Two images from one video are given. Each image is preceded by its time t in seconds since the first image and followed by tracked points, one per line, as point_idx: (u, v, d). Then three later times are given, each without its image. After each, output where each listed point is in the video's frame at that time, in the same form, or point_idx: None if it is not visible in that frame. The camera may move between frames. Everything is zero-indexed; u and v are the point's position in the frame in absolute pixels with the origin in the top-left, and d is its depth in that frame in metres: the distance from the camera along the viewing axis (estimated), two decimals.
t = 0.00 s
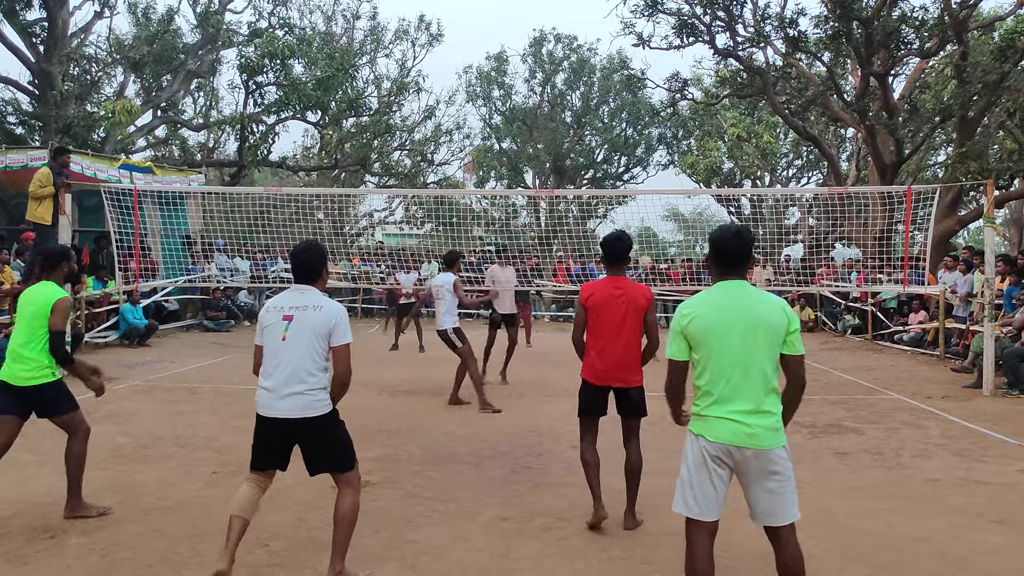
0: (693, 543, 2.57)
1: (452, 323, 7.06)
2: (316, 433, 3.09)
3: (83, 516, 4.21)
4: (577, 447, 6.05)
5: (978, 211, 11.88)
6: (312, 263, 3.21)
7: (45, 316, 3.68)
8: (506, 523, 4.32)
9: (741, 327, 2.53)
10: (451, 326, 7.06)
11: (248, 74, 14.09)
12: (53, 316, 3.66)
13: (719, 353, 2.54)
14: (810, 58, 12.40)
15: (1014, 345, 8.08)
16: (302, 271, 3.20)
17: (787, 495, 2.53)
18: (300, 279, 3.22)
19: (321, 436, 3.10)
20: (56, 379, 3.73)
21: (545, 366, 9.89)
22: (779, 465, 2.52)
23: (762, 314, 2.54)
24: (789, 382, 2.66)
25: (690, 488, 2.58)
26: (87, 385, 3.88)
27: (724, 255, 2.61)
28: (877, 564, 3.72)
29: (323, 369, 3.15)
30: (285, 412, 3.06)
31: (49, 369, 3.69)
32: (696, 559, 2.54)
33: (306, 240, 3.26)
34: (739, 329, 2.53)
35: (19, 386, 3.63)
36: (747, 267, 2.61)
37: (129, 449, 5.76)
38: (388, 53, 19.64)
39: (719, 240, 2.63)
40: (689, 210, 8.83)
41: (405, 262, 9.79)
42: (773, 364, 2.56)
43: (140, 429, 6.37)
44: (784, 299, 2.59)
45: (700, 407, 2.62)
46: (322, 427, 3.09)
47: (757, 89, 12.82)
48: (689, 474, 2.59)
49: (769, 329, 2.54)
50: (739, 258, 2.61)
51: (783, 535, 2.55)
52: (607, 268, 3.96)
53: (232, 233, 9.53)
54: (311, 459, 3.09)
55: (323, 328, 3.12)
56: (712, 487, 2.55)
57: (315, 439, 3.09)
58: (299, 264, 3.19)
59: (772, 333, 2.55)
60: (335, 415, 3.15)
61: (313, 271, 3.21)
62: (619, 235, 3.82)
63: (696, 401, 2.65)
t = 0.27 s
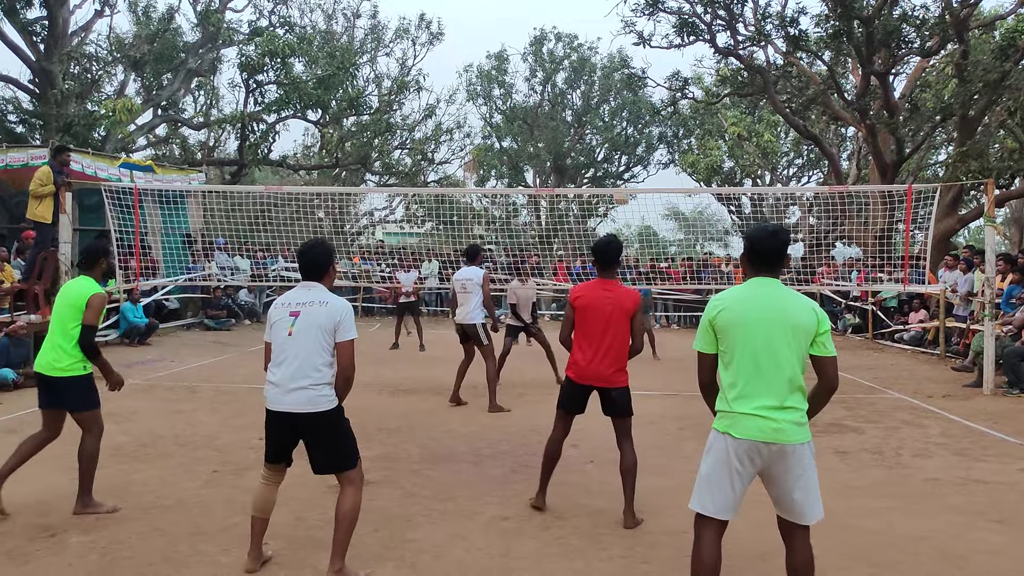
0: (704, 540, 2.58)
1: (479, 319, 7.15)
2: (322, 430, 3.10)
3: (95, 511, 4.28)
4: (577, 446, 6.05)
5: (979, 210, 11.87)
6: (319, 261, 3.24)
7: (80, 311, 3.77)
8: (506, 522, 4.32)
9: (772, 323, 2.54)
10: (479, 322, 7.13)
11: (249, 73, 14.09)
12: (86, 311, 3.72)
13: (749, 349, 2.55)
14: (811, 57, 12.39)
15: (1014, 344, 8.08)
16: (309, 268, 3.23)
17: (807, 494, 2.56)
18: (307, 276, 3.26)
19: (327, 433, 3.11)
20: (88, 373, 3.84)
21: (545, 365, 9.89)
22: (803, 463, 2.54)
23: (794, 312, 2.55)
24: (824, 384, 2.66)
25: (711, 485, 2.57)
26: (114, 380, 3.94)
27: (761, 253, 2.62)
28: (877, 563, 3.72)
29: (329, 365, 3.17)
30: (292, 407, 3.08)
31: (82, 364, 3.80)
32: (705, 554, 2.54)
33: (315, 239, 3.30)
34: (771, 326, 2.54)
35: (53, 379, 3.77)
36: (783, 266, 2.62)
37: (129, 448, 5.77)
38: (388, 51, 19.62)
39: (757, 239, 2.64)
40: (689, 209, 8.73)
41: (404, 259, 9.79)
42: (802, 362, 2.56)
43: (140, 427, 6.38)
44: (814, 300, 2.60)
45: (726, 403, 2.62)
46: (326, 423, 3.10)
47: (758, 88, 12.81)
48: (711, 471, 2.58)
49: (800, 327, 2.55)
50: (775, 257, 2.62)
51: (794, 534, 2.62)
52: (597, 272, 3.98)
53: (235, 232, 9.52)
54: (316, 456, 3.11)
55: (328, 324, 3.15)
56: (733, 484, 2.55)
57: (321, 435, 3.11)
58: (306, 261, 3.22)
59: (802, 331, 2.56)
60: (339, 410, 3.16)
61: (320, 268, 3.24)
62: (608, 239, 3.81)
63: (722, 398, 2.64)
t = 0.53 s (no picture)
0: (714, 543, 2.58)
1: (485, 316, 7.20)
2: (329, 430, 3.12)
3: (96, 510, 4.28)
4: (577, 445, 6.06)
5: (980, 210, 11.86)
6: (322, 264, 3.23)
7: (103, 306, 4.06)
8: (506, 522, 4.32)
9: (782, 324, 2.54)
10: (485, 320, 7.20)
11: (249, 72, 14.08)
12: (113, 304, 4.05)
13: (759, 350, 2.54)
14: (812, 56, 12.38)
15: (1014, 344, 8.08)
16: (313, 271, 3.22)
17: (814, 493, 2.59)
18: (311, 279, 3.25)
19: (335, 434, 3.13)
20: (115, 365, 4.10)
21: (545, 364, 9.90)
22: (810, 463, 2.57)
23: (803, 313, 2.56)
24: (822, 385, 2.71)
25: (722, 488, 2.57)
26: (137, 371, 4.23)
27: (771, 254, 2.61)
28: (877, 563, 3.71)
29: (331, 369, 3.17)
30: (294, 410, 3.10)
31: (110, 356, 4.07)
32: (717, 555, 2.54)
33: (321, 241, 3.28)
34: (781, 327, 2.54)
35: (82, 372, 4.00)
36: (792, 267, 2.62)
37: (130, 447, 5.77)
38: (389, 50, 19.61)
39: (767, 239, 2.64)
40: (689, 208, 8.72)
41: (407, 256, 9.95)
42: (809, 363, 2.58)
43: (141, 426, 6.38)
44: (818, 300, 2.62)
45: (734, 404, 2.61)
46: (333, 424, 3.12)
47: (758, 87, 12.80)
48: (722, 473, 2.57)
49: (808, 328, 2.56)
50: (784, 257, 2.61)
51: (796, 533, 2.64)
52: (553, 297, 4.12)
53: (235, 231, 9.42)
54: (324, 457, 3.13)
55: (329, 327, 3.14)
56: (744, 486, 2.55)
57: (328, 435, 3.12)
58: (310, 264, 3.21)
59: (809, 332, 2.58)
60: (342, 412, 3.17)
61: (323, 271, 3.23)
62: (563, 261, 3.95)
63: (730, 398, 2.63)
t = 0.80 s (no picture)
0: (713, 544, 2.57)
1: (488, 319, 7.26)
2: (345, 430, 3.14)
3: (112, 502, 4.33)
4: (578, 444, 6.06)
5: (981, 209, 11.85)
6: (338, 266, 3.24)
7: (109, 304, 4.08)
8: (506, 521, 4.32)
9: (778, 325, 2.55)
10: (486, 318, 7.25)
11: (250, 71, 14.09)
12: (118, 302, 4.07)
13: (756, 350, 2.54)
14: (813, 56, 12.37)
15: (1015, 344, 8.07)
16: (329, 273, 3.24)
17: (809, 492, 2.59)
18: (328, 281, 3.27)
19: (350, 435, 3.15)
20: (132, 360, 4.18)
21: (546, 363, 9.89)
22: (804, 462, 2.58)
23: (798, 313, 2.57)
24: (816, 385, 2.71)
25: (718, 487, 2.56)
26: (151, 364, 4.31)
27: (766, 253, 2.62)
28: (878, 563, 3.71)
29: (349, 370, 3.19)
30: (311, 411, 3.13)
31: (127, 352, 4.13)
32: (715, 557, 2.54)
33: (336, 243, 3.30)
34: (778, 326, 2.54)
35: (102, 372, 4.07)
36: (785, 267, 2.63)
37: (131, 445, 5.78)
38: (390, 50, 19.61)
39: (761, 238, 2.66)
40: (690, 207, 8.69)
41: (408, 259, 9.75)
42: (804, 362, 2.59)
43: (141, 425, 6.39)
44: (813, 300, 2.64)
45: (729, 404, 2.60)
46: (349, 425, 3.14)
47: (759, 87, 12.79)
48: (718, 474, 2.56)
49: (803, 327, 2.57)
50: (779, 257, 2.63)
51: (794, 532, 2.63)
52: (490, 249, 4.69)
53: (235, 229, 9.53)
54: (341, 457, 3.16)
55: (345, 329, 3.15)
56: (740, 485, 2.55)
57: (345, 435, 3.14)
58: (326, 266, 3.23)
59: (804, 331, 2.59)
60: (359, 412, 3.19)
61: (339, 273, 3.24)
62: (492, 214, 4.44)
63: (725, 398, 2.63)
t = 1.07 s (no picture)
0: (711, 544, 2.57)
1: (495, 323, 7.32)
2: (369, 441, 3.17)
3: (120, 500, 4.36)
4: (578, 444, 6.05)
5: (982, 210, 11.84)
6: (337, 282, 3.27)
7: (114, 302, 4.08)
8: (507, 521, 4.32)
9: (766, 325, 2.54)
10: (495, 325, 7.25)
11: (251, 71, 14.09)
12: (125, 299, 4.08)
13: (745, 351, 2.54)
14: (814, 56, 12.37)
15: (1016, 344, 8.06)
16: (329, 289, 3.27)
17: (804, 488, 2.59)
18: (328, 296, 3.29)
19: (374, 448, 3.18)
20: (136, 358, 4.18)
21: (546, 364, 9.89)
22: (799, 460, 2.58)
23: (786, 312, 2.56)
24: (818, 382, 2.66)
25: (713, 488, 2.57)
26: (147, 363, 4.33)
27: (752, 251, 2.59)
28: (878, 563, 3.71)
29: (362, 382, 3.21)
30: (331, 427, 3.15)
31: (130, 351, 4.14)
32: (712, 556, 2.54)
33: (334, 259, 3.34)
34: (766, 326, 2.54)
35: (106, 370, 4.07)
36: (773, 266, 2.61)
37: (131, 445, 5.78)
38: (391, 50, 19.62)
39: (746, 237, 2.63)
40: (691, 208, 8.62)
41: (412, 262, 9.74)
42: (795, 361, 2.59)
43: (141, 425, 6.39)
44: (803, 298, 2.63)
45: (723, 406, 2.60)
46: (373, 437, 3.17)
47: (760, 87, 12.79)
48: (712, 475, 2.57)
49: (792, 326, 2.57)
50: (766, 255, 2.59)
51: (795, 529, 2.63)
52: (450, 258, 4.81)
53: (235, 231, 9.46)
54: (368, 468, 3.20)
55: (352, 341, 3.17)
56: (736, 485, 2.55)
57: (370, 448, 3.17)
58: (325, 283, 3.26)
59: (796, 332, 2.58)
60: (380, 424, 3.22)
61: (339, 288, 3.27)
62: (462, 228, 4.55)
63: (717, 399, 2.63)
